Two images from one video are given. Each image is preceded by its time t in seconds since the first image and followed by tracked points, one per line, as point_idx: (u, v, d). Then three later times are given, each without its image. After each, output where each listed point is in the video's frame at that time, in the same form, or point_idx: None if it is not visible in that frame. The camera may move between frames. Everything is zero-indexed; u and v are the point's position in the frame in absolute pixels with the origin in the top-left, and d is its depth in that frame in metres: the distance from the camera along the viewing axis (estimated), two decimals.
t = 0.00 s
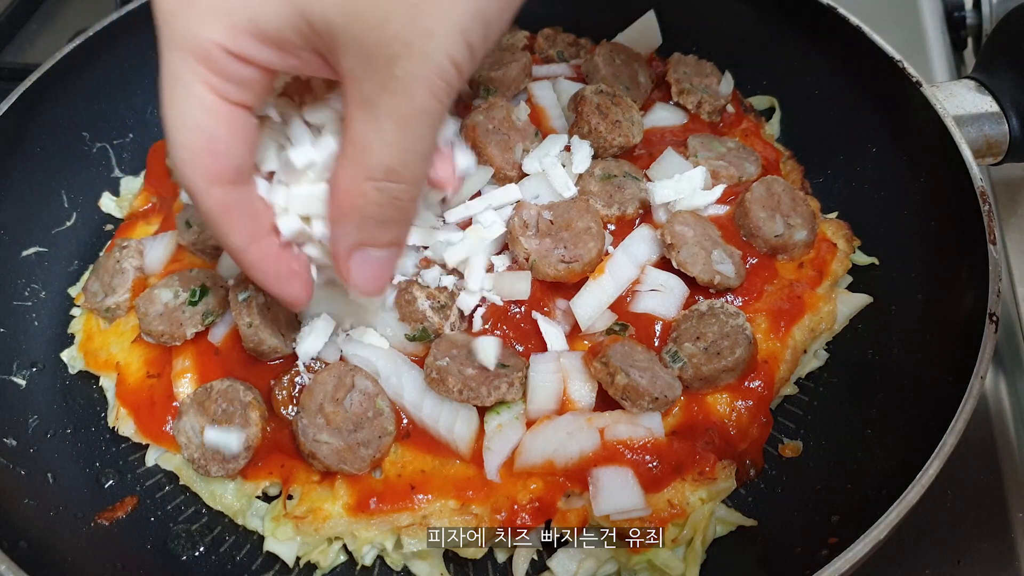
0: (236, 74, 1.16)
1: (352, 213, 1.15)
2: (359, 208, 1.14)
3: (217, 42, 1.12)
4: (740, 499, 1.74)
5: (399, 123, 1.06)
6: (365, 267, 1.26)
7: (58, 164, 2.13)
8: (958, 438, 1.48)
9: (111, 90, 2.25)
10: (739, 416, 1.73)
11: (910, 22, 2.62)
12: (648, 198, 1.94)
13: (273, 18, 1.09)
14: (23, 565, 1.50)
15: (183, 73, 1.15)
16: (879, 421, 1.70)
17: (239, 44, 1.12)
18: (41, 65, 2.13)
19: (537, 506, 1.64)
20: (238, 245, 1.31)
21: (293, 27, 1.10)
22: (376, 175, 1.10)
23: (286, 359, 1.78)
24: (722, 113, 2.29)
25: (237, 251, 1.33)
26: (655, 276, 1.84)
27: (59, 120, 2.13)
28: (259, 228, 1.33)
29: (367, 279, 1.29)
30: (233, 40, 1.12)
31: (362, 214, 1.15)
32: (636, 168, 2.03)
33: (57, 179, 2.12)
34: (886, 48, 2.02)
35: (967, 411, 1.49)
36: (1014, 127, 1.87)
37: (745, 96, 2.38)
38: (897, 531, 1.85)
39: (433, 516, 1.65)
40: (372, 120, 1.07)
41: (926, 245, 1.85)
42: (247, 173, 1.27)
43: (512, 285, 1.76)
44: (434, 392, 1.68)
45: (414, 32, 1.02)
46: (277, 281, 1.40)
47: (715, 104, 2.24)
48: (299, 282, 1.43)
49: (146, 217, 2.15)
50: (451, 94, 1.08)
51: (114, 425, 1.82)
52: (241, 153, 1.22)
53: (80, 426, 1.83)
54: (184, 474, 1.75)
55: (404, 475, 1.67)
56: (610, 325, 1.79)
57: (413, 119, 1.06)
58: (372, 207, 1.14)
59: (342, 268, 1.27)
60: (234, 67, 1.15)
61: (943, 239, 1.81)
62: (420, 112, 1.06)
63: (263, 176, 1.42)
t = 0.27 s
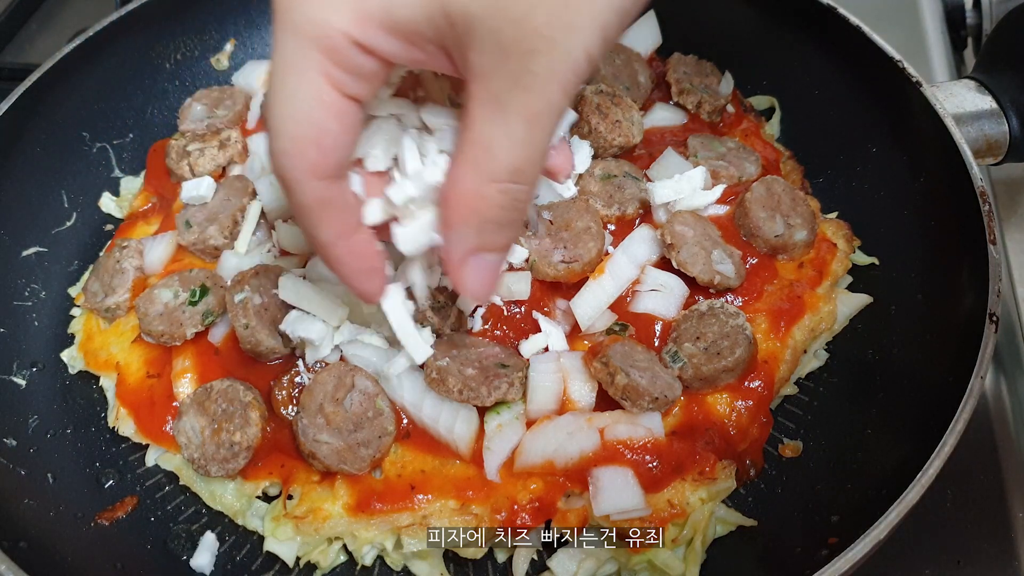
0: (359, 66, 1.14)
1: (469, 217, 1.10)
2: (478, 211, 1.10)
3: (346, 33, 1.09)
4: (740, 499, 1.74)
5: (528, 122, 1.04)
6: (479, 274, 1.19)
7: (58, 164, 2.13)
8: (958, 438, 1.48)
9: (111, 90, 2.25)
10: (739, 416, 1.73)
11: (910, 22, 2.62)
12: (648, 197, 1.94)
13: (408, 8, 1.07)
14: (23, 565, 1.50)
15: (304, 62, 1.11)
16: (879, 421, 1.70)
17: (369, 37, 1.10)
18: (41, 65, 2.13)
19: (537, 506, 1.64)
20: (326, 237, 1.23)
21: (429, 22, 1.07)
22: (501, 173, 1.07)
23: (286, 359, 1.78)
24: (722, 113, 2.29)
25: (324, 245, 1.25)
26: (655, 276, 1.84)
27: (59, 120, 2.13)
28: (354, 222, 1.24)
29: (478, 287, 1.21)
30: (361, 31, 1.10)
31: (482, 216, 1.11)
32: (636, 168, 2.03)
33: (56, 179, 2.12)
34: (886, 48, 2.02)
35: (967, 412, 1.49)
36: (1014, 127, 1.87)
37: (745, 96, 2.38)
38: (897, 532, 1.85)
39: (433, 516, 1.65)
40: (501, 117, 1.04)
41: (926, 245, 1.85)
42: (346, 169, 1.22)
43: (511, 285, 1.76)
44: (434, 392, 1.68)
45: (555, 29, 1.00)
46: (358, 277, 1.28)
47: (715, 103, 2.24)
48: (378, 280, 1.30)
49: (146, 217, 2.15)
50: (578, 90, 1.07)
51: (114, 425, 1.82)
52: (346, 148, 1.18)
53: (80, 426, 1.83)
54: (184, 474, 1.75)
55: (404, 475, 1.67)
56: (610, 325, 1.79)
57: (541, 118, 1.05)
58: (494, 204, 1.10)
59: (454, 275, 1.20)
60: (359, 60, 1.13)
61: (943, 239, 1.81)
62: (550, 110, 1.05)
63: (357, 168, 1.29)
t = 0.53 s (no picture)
0: (444, 71, 0.98)
1: (546, 220, 1.01)
2: (557, 216, 1.01)
3: (434, 38, 0.94)
4: (740, 499, 1.73)
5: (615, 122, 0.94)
6: (553, 274, 1.11)
7: (58, 164, 2.13)
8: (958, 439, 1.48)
9: (111, 90, 2.25)
10: (739, 416, 1.73)
11: (910, 22, 2.61)
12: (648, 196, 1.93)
13: (498, 14, 0.94)
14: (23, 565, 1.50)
15: (388, 69, 0.96)
16: (879, 421, 1.70)
17: (455, 37, 0.96)
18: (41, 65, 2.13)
19: (537, 506, 1.64)
20: (432, 253, 1.07)
21: (518, 28, 0.94)
22: (581, 177, 0.98)
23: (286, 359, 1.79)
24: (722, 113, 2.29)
25: (427, 262, 1.08)
26: (655, 276, 1.84)
27: (60, 120, 2.13)
28: (455, 233, 1.08)
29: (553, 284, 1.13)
30: (450, 35, 0.95)
31: (557, 222, 1.02)
32: (636, 168, 2.03)
33: (57, 179, 2.12)
34: (886, 48, 2.02)
35: (966, 412, 1.49)
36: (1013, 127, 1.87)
37: (745, 95, 2.38)
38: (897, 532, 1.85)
39: (433, 516, 1.65)
40: (585, 126, 0.94)
41: (926, 245, 1.85)
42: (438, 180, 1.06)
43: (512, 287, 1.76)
44: (434, 392, 1.69)
45: (646, 32, 0.90)
46: (471, 288, 1.11)
47: (715, 103, 2.24)
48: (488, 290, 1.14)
49: (146, 217, 2.14)
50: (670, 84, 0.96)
51: (114, 425, 1.82)
52: (441, 157, 1.02)
53: (80, 426, 1.83)
54: (184, 474, 1.75)
55: (404, 475, 1.68)
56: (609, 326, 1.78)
57: (628, 120, 0.95)
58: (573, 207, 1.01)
59: (526, 276, 1.12)
60: (443, 63, 0.97)
61: (944, 239, 1.81)
62: (637, 112, 0.95)
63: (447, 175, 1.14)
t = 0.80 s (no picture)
0: None
1: (671, 143, 1.15)
2: (680, 138, 1.15)
3: None
4: (740, 498, 1.73)
5: (729, 44, 1.12)
6: (677, 202, 1.22)
7: (58, 164, 2.13)
8: (958, 439, 1.48)
9: (111, 90, 2.25)
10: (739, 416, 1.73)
11: (910, 22, 2.61)
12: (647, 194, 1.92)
13: None
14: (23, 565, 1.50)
15: None
16: (879, 421, 1.70)
17: None
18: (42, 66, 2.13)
19: (537, 506, 1.64)
20: (527, 167, 1.23)
21: None
22: (701, 98, 1.13)
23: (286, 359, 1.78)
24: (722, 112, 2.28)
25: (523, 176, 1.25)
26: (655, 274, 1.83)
27: (60, 120, 2.13)
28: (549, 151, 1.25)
29: (675, 213, 1.24)
30: None
31: (679, 144, 1.15)
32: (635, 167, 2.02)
33: (56, 178, 2.12)
34: (886, 48, 2.03)
35: (966, 412, 1.49)
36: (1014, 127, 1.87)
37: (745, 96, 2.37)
38: (897, 532, 1.85)
39: (433, 516, 1.65)
40: (702, 44, 1.12)
41: (925, 244, 1.85)
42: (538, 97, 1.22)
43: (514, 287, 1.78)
44: (434, 392, 1.69)
45: None
46: (557, 206, 1.28)
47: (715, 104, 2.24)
48: (574, 208, 1.30)
49: (146, 218, 2.14)
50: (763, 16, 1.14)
51: (114, 425, 1.82)
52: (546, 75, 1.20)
53: (80, 426, 1.82)
54: (184, 474, 1.75)
55: (404, 475, 1.68)
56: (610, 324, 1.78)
57: (740, 41, 1.13)
58: (690, 137, 1.15)
59: (652, 207, 1.23)
60: None
61: (944, 240, 1.81)
62: (747, 31, 1.13)
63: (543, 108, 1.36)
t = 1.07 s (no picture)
0: None
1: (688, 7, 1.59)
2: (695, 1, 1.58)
3: None
4: (740, 498, 1.74)
5: None
6: (685, 56, 1.70)
7: (58, 164, 2.13)
8: (958, 439, 1.48)
9: (111, 90, 2.25)
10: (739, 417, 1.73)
11: (910, 22, 2.61)
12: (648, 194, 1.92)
13: None
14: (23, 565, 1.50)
15: None
16: (879, 421, 1.70)
17: None
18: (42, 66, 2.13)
19: (537, 506, 1.64)
20: (581, 39, 1.55)
21: None
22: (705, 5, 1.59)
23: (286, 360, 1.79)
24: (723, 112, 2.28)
25: (578, 49, 1.57)
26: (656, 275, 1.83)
27: (61, 120, 2.13)
28: (597, 28, 1.56)
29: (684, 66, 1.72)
30: None
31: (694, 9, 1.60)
32: (635, 167, 2.03)
33: (56, 179, 2.12)
34: (886, 49, 2.03)
35: (966, 412, 1.49)
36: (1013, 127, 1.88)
37: (745, 96, 2.37)
38: (896, 532, 1.85)
39: (433, 516, 1.65)
40: None
41: (925, 243, 1.85)
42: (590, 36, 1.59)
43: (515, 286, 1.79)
44: (434, 392, 1.69)
45: None
46: (604, 79, 1.62)
47: (715, 104, 2.23)
48: (618, 83, 1.65)
49: (145, 218, 2.15)
50: None
51: (114, 425, 1.82)
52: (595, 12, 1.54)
53: (80, 426, 1.83)
54: (184, 474, 1.75)
55: (404, 475, 1.68)
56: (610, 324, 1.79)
57: None
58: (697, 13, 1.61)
59: (666, 61, 1.71)
60: None
61: (943, 240, 1.81)
62: None
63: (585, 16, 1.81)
